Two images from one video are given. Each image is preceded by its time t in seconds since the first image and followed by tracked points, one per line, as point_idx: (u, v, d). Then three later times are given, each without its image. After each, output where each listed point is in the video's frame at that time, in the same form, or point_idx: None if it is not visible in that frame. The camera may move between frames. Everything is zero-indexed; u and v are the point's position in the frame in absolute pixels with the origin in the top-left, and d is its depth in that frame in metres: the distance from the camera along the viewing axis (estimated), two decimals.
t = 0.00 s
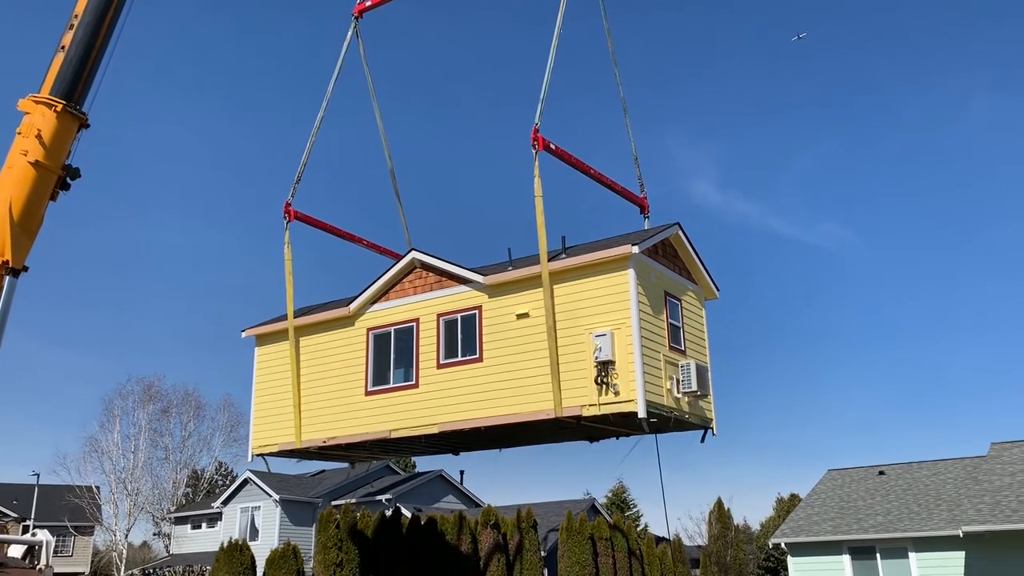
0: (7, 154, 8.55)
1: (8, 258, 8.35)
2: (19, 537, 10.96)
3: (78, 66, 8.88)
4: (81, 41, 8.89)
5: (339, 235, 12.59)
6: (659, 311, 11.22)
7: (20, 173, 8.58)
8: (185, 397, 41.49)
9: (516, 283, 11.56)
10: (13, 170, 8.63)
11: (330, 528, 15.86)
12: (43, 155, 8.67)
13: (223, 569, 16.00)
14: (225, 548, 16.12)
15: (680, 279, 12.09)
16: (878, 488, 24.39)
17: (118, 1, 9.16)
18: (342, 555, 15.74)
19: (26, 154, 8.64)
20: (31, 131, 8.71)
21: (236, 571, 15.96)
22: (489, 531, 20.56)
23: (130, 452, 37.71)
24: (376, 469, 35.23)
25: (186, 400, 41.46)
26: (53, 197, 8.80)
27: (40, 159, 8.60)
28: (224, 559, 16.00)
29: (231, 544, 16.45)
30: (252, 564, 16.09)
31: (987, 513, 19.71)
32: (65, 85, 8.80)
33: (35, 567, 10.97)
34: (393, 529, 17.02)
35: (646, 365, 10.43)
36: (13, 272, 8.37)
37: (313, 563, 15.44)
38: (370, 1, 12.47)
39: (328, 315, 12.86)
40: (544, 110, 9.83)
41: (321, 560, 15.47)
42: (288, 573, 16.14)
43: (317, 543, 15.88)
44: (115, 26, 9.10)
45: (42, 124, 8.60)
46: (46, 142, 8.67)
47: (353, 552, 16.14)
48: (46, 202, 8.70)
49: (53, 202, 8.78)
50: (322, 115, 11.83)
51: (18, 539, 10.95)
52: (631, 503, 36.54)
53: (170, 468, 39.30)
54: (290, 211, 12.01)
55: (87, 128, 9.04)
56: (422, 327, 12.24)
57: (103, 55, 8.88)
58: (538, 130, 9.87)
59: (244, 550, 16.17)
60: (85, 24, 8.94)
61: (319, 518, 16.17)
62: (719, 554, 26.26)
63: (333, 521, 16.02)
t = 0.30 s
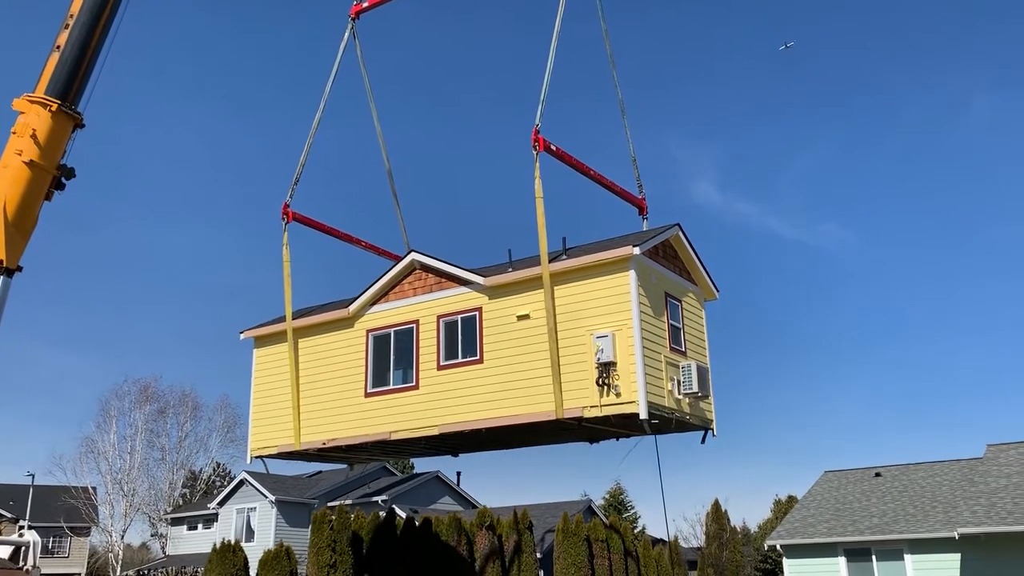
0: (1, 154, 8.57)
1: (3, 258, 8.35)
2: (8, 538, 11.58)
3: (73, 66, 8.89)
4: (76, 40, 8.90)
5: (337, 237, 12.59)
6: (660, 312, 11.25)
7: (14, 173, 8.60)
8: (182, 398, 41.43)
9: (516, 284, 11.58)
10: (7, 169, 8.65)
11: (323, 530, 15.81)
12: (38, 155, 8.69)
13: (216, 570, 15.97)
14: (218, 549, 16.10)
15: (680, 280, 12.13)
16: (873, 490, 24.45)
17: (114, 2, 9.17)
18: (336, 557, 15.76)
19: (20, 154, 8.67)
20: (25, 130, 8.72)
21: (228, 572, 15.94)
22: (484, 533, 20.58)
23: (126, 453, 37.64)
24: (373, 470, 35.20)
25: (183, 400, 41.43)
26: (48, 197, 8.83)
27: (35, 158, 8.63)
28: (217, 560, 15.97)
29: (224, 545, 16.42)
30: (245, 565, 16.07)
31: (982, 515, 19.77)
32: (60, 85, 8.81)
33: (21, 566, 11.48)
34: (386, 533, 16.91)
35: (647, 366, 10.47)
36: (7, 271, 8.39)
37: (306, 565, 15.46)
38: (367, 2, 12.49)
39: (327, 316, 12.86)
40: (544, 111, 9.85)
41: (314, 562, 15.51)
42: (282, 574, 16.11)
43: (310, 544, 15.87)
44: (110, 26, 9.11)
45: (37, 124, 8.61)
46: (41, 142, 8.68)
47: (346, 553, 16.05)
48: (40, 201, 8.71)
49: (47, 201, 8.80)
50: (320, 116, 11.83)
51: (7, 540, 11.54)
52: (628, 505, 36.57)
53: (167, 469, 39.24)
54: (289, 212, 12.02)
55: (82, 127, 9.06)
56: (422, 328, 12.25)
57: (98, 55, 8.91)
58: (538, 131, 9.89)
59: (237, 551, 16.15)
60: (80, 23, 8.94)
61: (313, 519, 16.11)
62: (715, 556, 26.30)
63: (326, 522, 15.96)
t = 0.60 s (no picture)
0: None
1: None
2: None
3: (68, 66, 8.91)
4: (71, 40, 8.92)
5: (335, 239, 12.61)
6: (660, 314, 11.30)
7: (8, 173, 8.59)
8: (178, 399, 41.41)
9: (515, 287, 11.61)
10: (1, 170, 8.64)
11: (317, 531, 15.90)
12: (32, 156, 8.69)
13: (208, 571, 15.96)
14: (210, 550, 16.09)
15: (679, 282, 12.18)
16: (869, 493, 24.53)
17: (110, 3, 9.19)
18: (329, 558, 15.78)
19: (15, 154, 8.66)
20: (20, 130, 8.72)
21: (221, 573, 15.94)
22: (479, 535, 20.30)
23: (122, 454, 37.59)
24: (369, 472, 35.18)
25: (179, 401, 41.39)
26: (42, 197, 8.82)
27: (29, 159, 8.63)
28: (209, 561, 15.95)
29: (216, 546, 16.41)
30: (238, 566, 16.08)
31: (977, 517, 19.86)
32: (56, 85, 8.82)
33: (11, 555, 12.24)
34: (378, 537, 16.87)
35: (647, 368, 10.52)
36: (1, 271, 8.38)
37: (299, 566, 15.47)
38: (365, 3, 12.51)
39: (326, 319, 12.88)
40: (543, 113, 9.88)
41: (307, 564, 15.50)
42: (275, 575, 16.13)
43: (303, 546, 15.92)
44: (105, 27, 9.14)
45: (32, 124, 8.63)
46: (36, 142, 8.69)
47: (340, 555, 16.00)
48: (35, 202, 8.71)
49: (42, 202, 8.80)
50: (318, 118, 11.85)
51: None
52: (625, 507, 36.61)
53: (163, 470, 39.20)
54: (286, 214, 12.04)
55: (77, 128, 9.08)
56: (422, 330, 12.28)
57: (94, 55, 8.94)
58: (538, 133, 9.92)
59: (230, 552, 16.19)
60: (76, 24, 8.97)
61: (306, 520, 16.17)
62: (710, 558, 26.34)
63: (320, 523, 16.00)
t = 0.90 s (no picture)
0: None
1: None
2: None
3: (65, 66, 8.90)
4: (68, 40, 8.90)
5: (336, 239, 12.62)
6: (661, 314, 11.34)
7: (5, 173, 8.60)
8: (176, 399, 41.38)
9: (517, 287, 11.64)
10: None
11: (313, 531, 15.86)
12: (28, 155, 8.69)
13: (204, 571, 15.96)
14: (206, 550, 16.08)
15: (680, 282, 12.22)
16: (866, 492, 24.61)
17: (107, 2, 9.18)
18: (326, 559, 15.74)
19: (11, 154, 8.67)
20: (16, 130, 8.72)
21: (217, 573, 15.94)
22: (477, 535, 20.62)
23: (120, 454, 37.54)
24: (366, 472, 35.19)
25: (177, 401, 41.36)
26: (39, 197, 8.83)
27: (26, 158, 8.63)
28: (205, 561, 15.95)
29: (212, 545, 16.41)
30: (234, 566, 16.08)
31: (974, 517, 19.94)
32: (52, 85, 8.82)
33: None
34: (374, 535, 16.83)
35: (649, 368, 10.55)
36: None
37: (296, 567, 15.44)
38: (366, 3, 12.50)
39: (327, 319, 12.89)
40: (546, 113, 9.89)
41: (304, 564, 15.47)
42: None
43: (300, 546, 15.89)
44: (103, 26, 9.13)
45: (28, 124, 8.63)
46: (32, 142, 8.69)
47: (337, 555, 15.94)
48: (31, 202, 8.72)
49: (38, 202, 8.81)
50: (319, 119, 11.86)
51: None
52: (623, 507, 36.68)
53: (160, 471, 39.17)
54: (288, 215, 12.05)
55: (73, 128, 9.07)
56: (423, 330, 12.29)
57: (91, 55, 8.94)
58: (540, 133, 9.94)
59: (225, 552, 16.17)
60: (72, 23, 8.95)
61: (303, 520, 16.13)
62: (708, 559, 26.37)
63: (317, 523, 15.93)
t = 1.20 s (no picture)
0: None
1: None
2: None
3: (65, 64, 8.89)
4: (67, 38, 8.89)
5: (338, 238, 12.61)
6: (664, 312, 11.34)
7: (4, 171, 8.60)
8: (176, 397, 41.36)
9: (520, 285, 11.64)
10: None
11: (312, 529, 15.85)
12: (27, 154, 8.69)
13: (202, 569, 15.97)
14: (204, 549, 16.08)
15: (682, 280, 12.23)
16: (866, 490, 24.67)
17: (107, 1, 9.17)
18: (324, 556, 15.73)
19: (10, 152, 8.66)
20: (15, 128, 8.71)
21: (215, 571, 15.94)
22: (475, 534, 20.47)
23: (119, 453, 37.53)
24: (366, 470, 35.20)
25: (177, 400, 41.34)
26: (38, 196, 8.83)
27: (24, 157, 8.63)
28: (203, 559, 15.97)
29: (211, 544, 16.42)
30: (232, 565, 16.08)
31: (974, 515, 20.00)
32: (51, 84, 8.81)
33: None
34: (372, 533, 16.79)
35: (653, 365, 10.57)
36: None
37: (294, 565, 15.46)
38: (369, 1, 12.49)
39: (329, 318, 12.88)
40: (551, 111, 9.88)
41: (302, 563, 15.48)
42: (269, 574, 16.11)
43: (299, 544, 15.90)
44: (102, 24, 9.12)
45: (27, 122, 8.61)
46: (31, 140, 8.68)
47: (335, 553, 15.92)
48: (30, 200, 8.71)
49: (37, 200, 8.80)
50: (322, 117, 11.85)
51: None
52: (622, 505, 36.73)
53: (160, 469, 39.16)
54: (291, 213, 12.04)
55: (72, 126, 9.05)
56: (426, 329, 12.29)
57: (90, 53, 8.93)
58: (545, 131, 9.94)
59: (224, 550, 16.16)
60: (71, 22, 8.94)
61: (302, 518, 16.13)
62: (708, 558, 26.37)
63: (315, 522, 15.91)
